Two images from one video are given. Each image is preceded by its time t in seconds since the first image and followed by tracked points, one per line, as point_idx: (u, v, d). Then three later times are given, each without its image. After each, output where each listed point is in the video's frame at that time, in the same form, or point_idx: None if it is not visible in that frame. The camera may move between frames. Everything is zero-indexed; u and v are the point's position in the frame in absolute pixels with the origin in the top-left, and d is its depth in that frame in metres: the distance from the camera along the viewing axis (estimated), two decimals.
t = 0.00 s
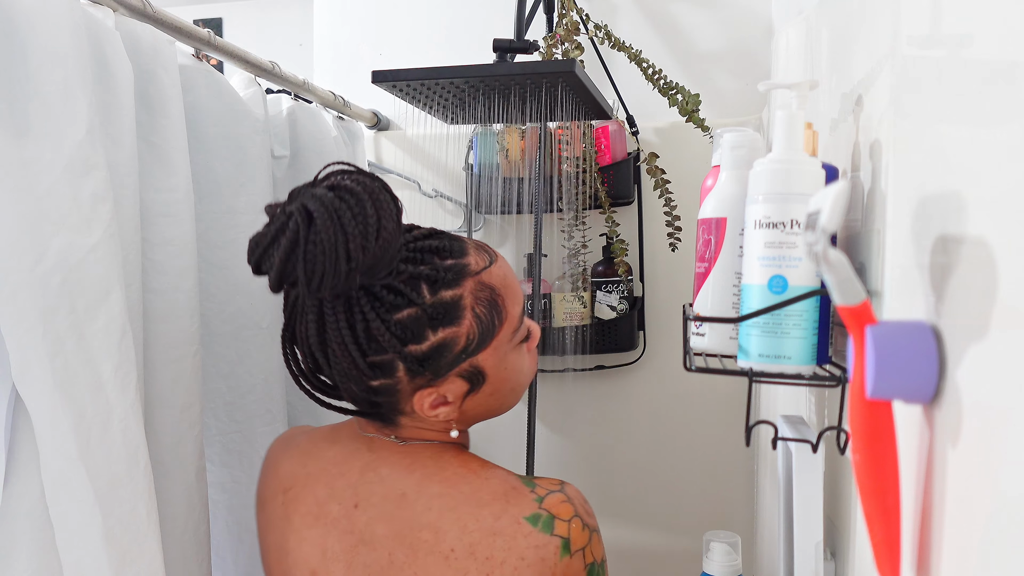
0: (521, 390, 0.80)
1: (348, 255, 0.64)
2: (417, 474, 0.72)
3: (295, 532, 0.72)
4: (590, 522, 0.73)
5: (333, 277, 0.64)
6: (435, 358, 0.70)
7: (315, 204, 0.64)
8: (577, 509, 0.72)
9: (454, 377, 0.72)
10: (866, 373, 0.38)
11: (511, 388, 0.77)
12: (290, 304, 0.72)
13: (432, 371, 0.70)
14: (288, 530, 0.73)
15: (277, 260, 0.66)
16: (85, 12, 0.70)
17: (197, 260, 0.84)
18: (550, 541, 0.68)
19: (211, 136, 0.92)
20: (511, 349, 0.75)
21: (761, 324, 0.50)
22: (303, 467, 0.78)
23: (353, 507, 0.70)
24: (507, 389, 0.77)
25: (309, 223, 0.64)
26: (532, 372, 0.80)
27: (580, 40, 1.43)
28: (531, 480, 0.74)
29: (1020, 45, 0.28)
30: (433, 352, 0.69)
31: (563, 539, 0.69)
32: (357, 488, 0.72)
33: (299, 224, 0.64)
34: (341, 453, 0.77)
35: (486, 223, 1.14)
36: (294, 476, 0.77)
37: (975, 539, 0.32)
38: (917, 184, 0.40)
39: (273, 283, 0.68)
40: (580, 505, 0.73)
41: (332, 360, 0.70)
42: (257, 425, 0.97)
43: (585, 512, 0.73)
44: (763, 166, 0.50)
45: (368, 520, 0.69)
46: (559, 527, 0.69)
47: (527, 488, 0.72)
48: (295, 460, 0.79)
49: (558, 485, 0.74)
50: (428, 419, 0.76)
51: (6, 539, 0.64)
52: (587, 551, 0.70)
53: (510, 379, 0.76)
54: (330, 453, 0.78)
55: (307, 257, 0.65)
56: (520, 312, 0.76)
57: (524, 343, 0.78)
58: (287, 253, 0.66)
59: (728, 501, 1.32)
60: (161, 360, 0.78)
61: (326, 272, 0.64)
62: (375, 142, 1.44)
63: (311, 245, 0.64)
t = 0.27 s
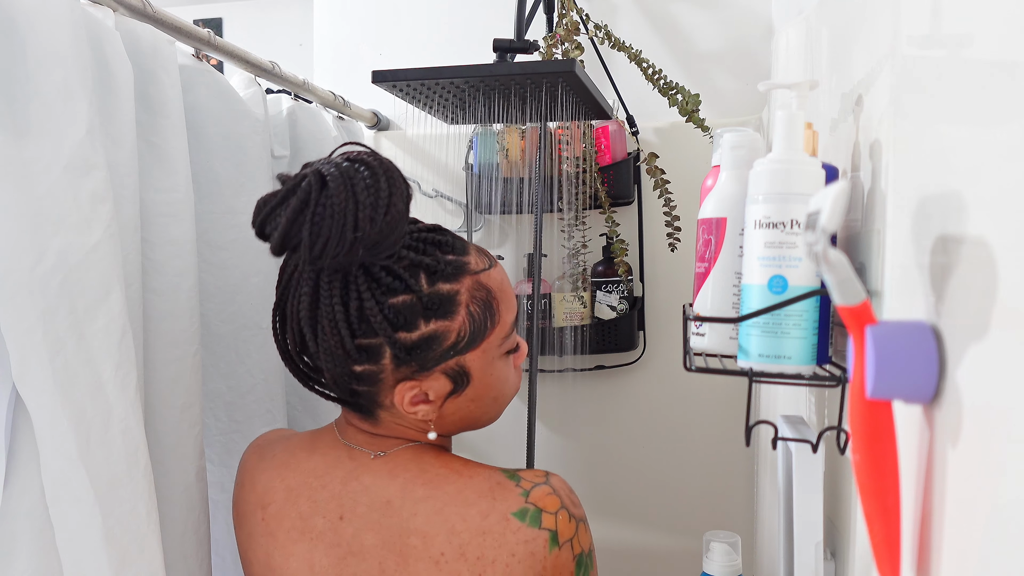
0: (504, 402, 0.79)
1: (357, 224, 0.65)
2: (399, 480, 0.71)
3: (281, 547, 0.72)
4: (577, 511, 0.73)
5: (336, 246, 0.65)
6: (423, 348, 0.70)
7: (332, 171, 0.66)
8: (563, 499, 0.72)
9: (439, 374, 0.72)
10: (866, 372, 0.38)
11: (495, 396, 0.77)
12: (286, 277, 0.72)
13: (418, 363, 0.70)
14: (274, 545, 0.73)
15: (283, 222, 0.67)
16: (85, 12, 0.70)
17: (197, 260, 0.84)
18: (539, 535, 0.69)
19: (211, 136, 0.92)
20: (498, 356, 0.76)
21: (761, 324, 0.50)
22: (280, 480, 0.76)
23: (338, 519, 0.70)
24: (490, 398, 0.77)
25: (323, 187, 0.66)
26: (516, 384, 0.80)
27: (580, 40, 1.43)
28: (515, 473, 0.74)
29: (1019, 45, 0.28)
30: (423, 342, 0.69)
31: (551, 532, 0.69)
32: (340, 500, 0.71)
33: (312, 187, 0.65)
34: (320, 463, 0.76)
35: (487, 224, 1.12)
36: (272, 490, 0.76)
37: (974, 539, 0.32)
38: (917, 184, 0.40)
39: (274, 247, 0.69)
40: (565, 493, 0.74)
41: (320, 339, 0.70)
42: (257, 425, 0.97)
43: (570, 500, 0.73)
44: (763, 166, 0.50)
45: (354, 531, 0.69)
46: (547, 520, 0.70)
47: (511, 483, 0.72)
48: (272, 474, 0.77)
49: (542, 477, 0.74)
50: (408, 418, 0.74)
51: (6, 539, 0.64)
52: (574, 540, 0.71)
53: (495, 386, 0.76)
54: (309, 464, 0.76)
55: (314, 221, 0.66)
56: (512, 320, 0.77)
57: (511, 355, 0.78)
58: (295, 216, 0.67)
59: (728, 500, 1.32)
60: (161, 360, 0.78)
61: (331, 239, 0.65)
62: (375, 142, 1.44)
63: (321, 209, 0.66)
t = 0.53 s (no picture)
0: (494, 417, 0.79)
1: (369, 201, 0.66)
2: (394, 483, 0.71)
3: (274, 552, 0.72)
4: (574, 517, 0.73)
5: (345, 220, 0.66)
6: (413, 343, 0.70)
7: (355, 148, 0.67)
8: (560, 506, 0.72)
9: (426, 373, 0.72)
10: (866, 372, 0.38)
11: (483, 408, 0.77)
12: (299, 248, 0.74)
13: (407, 356, 0.70)
14: (267, 551, 0.72)
15: (298, 189, 0.68)
16: (85, 12, 0.70)
17: (197, 260, 0.84)
18: (536, 542, 0.68)
19: (211, 136, 0.92)
20: (491, 367, 0.75)
21: (761, 324, 0.50)
22: (272, 486, 0.76)
23: (331, 523, 0.69)
24: (478, 409, 0.76)
25: (343, 161, 0.67)
26: (507, 402, 0.80)
27: (580, 40, 1.43)
28: (512, 480, 0.74)
29: (1019, 44, 0.28)
30: (414, 336, 0.70)
31: (548, 539, 0.69)
32: (333, 503, 0.71)
33: (331, 159, 0.67)
34: (312, 466, 0.76)
35: (487, 224, 1.12)
36: (265, 496, 0.76)
37: (974, 539, 0.32)
38: (918, 184, 0.40)
39: (288, 216, 0.70)
40: (562, 500, 0.73)
41: (316, 316, 0.70)
42: (257, 425, 0.97)
43: (567, 508, 0.73)
44: (763, 166, 0.50)
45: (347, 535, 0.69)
46: (544, 527, 0.69)
47: (508, 490, 0.72)
48: (263, 479, 0.78)
49: (539, 484, 0.74)
50: (394, 413, 0.75)
51: (6, 539, 0.64)
52: (572, 547, 0.71)
53: (484, 398, 0.76)
54: (301, 468, 0.76)
55: (328, 193, 0.67)
56: (512, 333, 0.76)
57: (506, 371, 0.78)
58: (311, 186, 0.68)
59: (729, 501, 1.32)
60: (161, 361, 0.78)
61: (342, 210, 0.66)
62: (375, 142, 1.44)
63: (337, 182, 0.67)
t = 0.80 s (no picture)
0: (492, 427, 0.78)
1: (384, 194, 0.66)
2: (386, 487, 0.71)
3: (269, 551, 0.72)
4: (568, 516, 0.73)
5: (358, 213, 0.67)
6: (416, 343, 0.70)
7: (373, 143, 0.68)
8: (554, 506, 0.71)
9: (426, 375, 0.72)
10: (866, 372, 0.38)
11: (482, 416, 0.77)
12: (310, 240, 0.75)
13: (408, 356, 0.70)
14: (262, 549, 0.73)
15: (313, 179, 0.69)
16: (86, 12, 0.70)
17: (197, 260, 0.84)
18: (529, 545, 0.68)
19: (210, 136, 0.92)
20: (493, 376, 0.75)
21: (761, 324, 0.50)
22: (269, 484, 0.76)
23: (324, 525, 0.70)
24: (476, 417, 0.76)
25: (360, 154, 0.68)
26: (507, 412, 0.79)
27: (580, 40, 1.43)
28: (505, 481, 0.73)
29: (1019, 44, 0.28)
30: (417, 337, 0.69)
31: (542, 541, 0.68)
32: (327, 506, 0.71)
33: (348, 152, 0.67)
34: (309, 465, 0.76)
35: (487, 224, 1.13)
36: (260, 494, 0.76)
37: (974, 539, 0.32)
38: (918, 184, 0.40)
39: (301, 205, 0.71)
40: (556, 500, 0.73)
41: (321, 309, 0.71)
42: (257, 425, 0.97)
43: (561, 508, 0.73)
44: (763, 166, 0.50)
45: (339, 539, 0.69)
46: (537, 529, 0.69)
47: (500, 492, 0.71)
48: (259, 477, 0.78)
49: (532, 484, 0.73)
50: (393, 414, 0.74)
51: (6, 539, 0.64)
52: (568, 547, 0.70)
53: (483, 406, 0.76)
54: (297, 468, 0.76)
55: (343, 185, 0.67)
56: (517, 343, 0.76)
57: (507, 381, 0.78)
58: (326, 177, 0.69)
59: (729, 501, 1.32)
60: (161, 361, 0.78)
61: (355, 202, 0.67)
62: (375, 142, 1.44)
63: (352, 173, 0.67)
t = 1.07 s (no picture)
0: (501, 427, 0.78)
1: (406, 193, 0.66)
2: (392, 484, 0.71)
3: (274, 542, 0.73)
4: (571, 490, 0.74)
5: (377, 211, 0.67)
6: (429, 343, 0.70)
7: (394, 141, 0.67)
8: (560, 484, 0.73)
9: (438, 376, 0.72)
10: (866, 372, 0.38)
11: (493, 417, 0.76)
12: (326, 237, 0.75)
13: (421, 356, 0.70)
14: (268, 540, 0.74)
15: (332, 176, 0.68)
16: (86, 12, 0.70)
17: (197, 260, 0.84)
18: (544, 527, 0.69)
19: (210, 136, 0.92)
20: (504, 377, 0.75)
21: (761, 324, 0.50)
22: (279, 477, 0.77)
23: (330, 521, 0.70)
24: (485, 418, 0.76)
25: (381, 152, 0.67)
26: (517, 414, 0.79)
27: (580, 40, 1.43)
28: (508, 469, 0.74)
29: (1019, 45, 0.28)
30: (431, 337, 0.69)
31: (556, 521, 0.70)
32: (332, 501, 0.71)
33: (369, 149, 0.67)
34: (317, 461, 0.76)
35: (487, 223, 1.11)
36: (270, 486, 0.77)
37: (973, 538, 0.32)
38: (918, 184, 0.40)
39: (319, 202, 0.70)
40: (560, 477, 0.75)
41: (336, 306, 0.71)
42: (257, 425, 0.97)
43: (566, 483, 0.74)
44: (763, 166, 0.50)
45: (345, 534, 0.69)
46: (551, 510, 0.70)
47: (506, 481, 0.72)
48: (270, 470, 0.79)
49: (534, 467, 0.74)
50: (401, 413, 0.74)
51: (6, 539, 0.64)
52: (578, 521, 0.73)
53: (494, 407, 0.76)
54: (306, 463, 0.77)
55: (363, 182, 0.67)
56: (528, 345, 0.76)
57: (519, 382, 0.78)
58: (346, 174, 0.68)
59: (730, 500, 1.32)
60: (161, 361, 0.78)
61: (376, 200, 0.66)
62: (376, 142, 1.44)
63: (374, 171, 0.67)
